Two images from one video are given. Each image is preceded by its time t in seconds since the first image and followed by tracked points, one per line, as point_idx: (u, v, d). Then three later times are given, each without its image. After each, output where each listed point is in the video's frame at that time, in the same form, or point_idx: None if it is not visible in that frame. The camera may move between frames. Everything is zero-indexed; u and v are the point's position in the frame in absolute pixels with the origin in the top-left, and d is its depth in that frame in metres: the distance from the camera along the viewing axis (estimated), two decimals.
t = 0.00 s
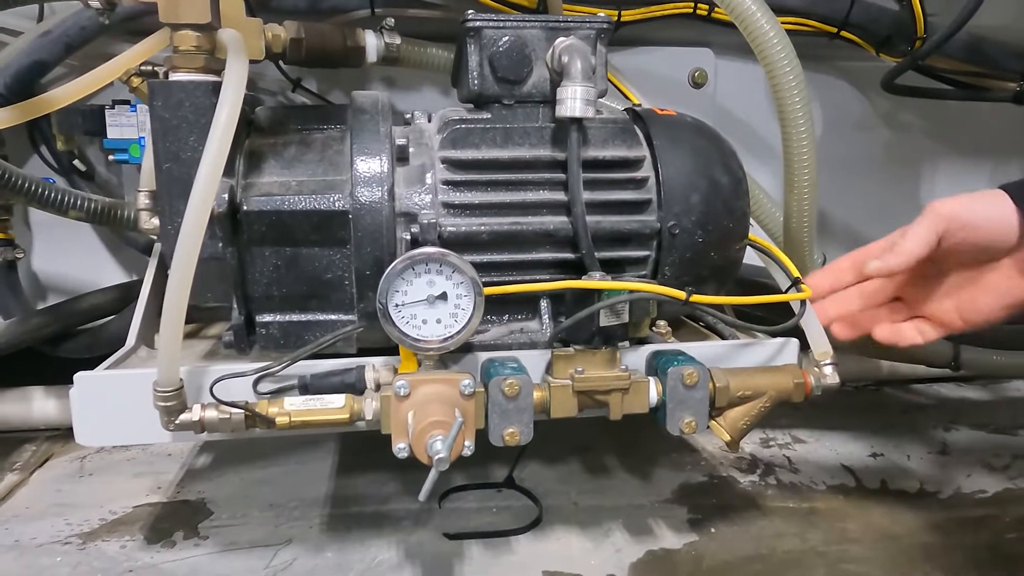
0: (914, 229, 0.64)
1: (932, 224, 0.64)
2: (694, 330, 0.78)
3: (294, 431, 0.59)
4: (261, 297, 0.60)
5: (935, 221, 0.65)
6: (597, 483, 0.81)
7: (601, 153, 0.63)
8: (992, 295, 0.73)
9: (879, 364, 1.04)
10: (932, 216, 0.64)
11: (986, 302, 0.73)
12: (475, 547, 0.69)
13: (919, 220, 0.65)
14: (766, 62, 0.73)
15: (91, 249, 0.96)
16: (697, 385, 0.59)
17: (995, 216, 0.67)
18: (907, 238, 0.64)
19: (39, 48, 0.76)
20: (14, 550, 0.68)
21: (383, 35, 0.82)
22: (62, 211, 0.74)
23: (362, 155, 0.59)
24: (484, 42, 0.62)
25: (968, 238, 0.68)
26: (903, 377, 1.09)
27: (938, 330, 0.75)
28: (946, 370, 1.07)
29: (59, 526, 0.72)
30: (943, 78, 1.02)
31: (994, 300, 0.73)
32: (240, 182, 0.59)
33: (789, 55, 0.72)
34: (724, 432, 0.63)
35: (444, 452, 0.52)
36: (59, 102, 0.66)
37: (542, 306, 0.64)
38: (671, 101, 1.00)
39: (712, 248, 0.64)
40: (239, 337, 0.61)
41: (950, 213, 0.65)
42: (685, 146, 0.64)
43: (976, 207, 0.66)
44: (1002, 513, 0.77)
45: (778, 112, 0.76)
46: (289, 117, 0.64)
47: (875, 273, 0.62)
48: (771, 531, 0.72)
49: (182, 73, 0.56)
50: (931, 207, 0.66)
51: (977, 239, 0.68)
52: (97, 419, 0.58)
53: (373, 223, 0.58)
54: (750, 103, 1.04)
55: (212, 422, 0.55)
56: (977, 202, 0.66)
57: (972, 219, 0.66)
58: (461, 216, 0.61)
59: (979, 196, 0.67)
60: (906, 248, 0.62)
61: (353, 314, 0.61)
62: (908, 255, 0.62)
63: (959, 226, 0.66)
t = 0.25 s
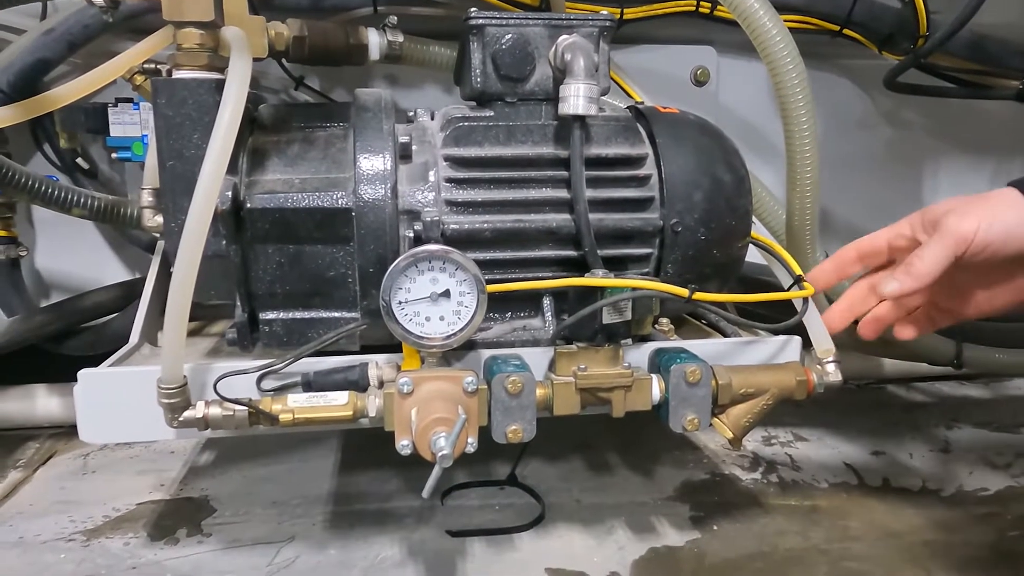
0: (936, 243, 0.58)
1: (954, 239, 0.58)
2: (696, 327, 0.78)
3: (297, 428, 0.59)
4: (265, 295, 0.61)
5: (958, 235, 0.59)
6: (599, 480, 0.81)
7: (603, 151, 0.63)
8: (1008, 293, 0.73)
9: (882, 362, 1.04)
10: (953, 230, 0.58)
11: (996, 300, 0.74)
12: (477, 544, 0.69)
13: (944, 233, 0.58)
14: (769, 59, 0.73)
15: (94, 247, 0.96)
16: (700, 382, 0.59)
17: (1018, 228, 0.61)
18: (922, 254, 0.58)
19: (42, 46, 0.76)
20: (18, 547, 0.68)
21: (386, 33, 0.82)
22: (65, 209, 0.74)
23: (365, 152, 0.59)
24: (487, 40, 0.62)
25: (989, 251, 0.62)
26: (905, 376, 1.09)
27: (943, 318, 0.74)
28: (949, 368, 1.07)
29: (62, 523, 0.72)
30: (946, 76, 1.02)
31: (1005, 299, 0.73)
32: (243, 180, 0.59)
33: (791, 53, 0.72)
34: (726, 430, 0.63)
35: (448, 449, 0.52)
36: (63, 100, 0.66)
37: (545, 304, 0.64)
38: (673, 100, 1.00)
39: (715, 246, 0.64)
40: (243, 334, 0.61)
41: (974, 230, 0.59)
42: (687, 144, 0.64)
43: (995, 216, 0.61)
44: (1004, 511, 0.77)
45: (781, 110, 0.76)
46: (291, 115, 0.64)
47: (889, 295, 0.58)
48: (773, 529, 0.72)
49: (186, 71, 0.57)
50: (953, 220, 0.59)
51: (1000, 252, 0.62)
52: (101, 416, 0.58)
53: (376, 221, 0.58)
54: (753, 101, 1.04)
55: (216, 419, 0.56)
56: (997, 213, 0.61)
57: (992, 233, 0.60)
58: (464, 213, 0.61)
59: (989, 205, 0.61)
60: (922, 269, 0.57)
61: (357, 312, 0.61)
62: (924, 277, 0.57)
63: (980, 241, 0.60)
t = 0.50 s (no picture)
0: (912, 223, 0.66)
1: (930, 216, 0.66)
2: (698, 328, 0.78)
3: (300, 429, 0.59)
4: (268, 295, 0.61)
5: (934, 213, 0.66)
6: (601, 481, 0.81)
7: (606, 152, 0.63)
8: (984, 288, 0.72)
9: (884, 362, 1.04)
10: (929, 209, 0.66)
11: (976, 295, 0.72)
12: (480, 544, 0.69)
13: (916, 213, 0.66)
14: (772, 60, 0.73)
15: (96, 247, 0.96)
16: (703, 383, 0.59)
17: (989, 211, 0.68)
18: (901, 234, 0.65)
19: (44, 47, 0.75)
20: (21, 547, 0.68)
21: (389, 33, 0.82)
22: (69, 209, 0.74)
23: (368, 153, 0.59)
24: (491, 40, 0.62)
25: (964, 233, 0.68)
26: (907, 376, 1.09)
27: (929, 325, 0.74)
28: (951, 369, 1.06)
29: (65, 523, 0.72)
30: (950, 76, 1.02)
31: (984, 294, 0.72)
32: (247, 180, 0.59)
33: (795, 53, 0.72)
34: (729, 430, 0.63)
35: (451, 450, 0.52)
36: (66, 100, 0.66)
37: (548, 304, 0.64)
38: (676, 99, 1.00)
39: (718, 247, 0.64)
40: (246, 335, 0.61)
41: (948, 207, 0.66)
42: (691, 144, 0.64)
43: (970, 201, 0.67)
44: (1006, 512, 0.77)
45: (784, 110, 0.76)
46: (295, 115, 0.64)
47: (873, 268, 0.63)
48: (776, 530, 0.72)
49: (189, 71, 0.57)
50: (929, 199, 0.67)
51: (975, 234, 0.68)
52: (105, 417, 0.58)
53: (379, 221, 0.58)
54: (756, 101, 1.04)
55: (220, 420, 0.56)
56: (970, 195, 0.67)
57: (966, 213, 0.67)
58: (467, 214, 0.61)
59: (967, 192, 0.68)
60: (900, 245, 0.64)
61: (360, 313, 0.61)
62: (904, 252, 0.63)
63: (955, 219, 0.67)
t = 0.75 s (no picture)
0: (887, 236, 0.69)
1: (905, 229, 0.69)
2: (699, 326, 0.79)
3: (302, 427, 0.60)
4: (270, 294, 0.61)
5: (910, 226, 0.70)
6: (602, 479, 0.81)
7: (607, 151, 0.63)
8: (961, 292, 0.75)
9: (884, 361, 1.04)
10: (904, 222, 0.69)
11: (954, 299, 0.75)
12: (481, 542, 0.69)
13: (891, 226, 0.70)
14: (772, 59, 0.73)
15: (99, 246, 0.97)
16: (704, 382, 0.59)
17: (963, 221, 0.72)
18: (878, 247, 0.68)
19: (46, 45, 0.76)
20: (24, 545, 0.68)
21: (390, 32, 0.82)
22: (71, 208, 0.74)
23: (370, 152, 0.60)
24: (492, 40, 0.62)
25: (940, 243, 0.72)
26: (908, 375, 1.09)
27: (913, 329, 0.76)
28: (951, 368, 1.06)
29: (68, 521, 0.73)
30: (951, 75, 1.02)
31: (963, 298, 0.75)
32: (249, 179, 0.59)
33: (795, 52, 0.72)
34: (730, 429, 0.63)
35: (453, 448, 0.52)
36: (68, 100, 0.66)
37: (549, 303, 0.64)
38: (677, 98, 1.00)
39: (719, 246, 0.64)
40: (248, 333, 0.62)
41: (922, 219, 0.70)
42: (691, 143, 0.64)
43: (943, 210, 0.71)
44: (1007, 510, 0.77)
45: (784, 109, 0.76)
46: (297, 114, 0.65)
47: (851, 281, 0.66)
48: (776, 528, 0.72)
49: (192, 71, 0.57)
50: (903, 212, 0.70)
51: (950, 243, 0.72)
52: (108, 415, 0.59)
53: (381, 221, 0.58)
54: (757, 100, 1.04)
55: (222, 418, 0.56)
56: (943, 207, 0.71)
57: (941, 223, 0.71)
58: (468, 213, 0.61)
59: (941, 202, 0.72)
60: (877, 257, 0.67)
61: (362, 311, 0.62)
62: (880, 265, 0.67)
63: (930, 230, 0.71)
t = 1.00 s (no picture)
0: (889, 246, 0.69)
1: (904, 240, 0.68)
2: (699, 324, 0.79)
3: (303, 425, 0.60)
4: (271, 292, 0.61)
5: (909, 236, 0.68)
6: (602, 477, 0.81)
7: (608, 149, 0.63)
8: (969, 288, 0.75)
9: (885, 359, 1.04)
10: (902, 232, 0.68)
11: (963, 294, 0.75)
12: (481, 540, 0.69)
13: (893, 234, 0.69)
14: (773, 57, 0.73)
15: (99, 244, 0.96)
16: (704, 379, 0.60)
17: (963, 219, 0.69)
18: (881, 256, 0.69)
19: (47, 43, 0.75)
20: (25, 542, 0.68)
21: (391, 30, 0.82)
22: (71, 206, 0.74)
23: (371, 150, 0.60)
24: (493, 37, 0.62)
25: (943, 244, 0.70)
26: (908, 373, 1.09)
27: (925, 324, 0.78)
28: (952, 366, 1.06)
29: (69, 518, 0.73)
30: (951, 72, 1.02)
31: (971, 292, 0.75)
32: (249, 177, 0.59)
33: (796, 51, 0.72)
34: (730, 427, 0.63)
35: (454, 446, 0.52)
36: (68, 97, 0.66)
37: (550, 301, 0.64)
38: (677, 96, 1.00)
39: (720, 244, 0.64)
40: (249, 331, 0.62)
41: (920, 228, 0.68)
42: (692, 141, 0.64)
43: (941, 211, 0.68)
44: (1007, 508, 0.77)
45: (785, 108, 0.76)
46: (297, 112, 0.64)
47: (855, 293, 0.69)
48: (777, 526, 0.72)
49: (192, 69, 0.57)
50: (901, 219, 0.69)
51: (953, 244, 0.70)
52: (108, 413, 0.59)
53: (381, 218, 0.58)
54: (757, 98, 1.04)
55: (223, 416, 0.56)
56: (942, 209, 0.68)
57: (941, 227, 0.69)
58: (468, 211, 0.61)
59: (938, 201, 0.69)
60: (880, 269, 0.68)
61: (362, 309, 0.62)
62: (881, 279, 0.68)
63: (930, 236, 0.69)
